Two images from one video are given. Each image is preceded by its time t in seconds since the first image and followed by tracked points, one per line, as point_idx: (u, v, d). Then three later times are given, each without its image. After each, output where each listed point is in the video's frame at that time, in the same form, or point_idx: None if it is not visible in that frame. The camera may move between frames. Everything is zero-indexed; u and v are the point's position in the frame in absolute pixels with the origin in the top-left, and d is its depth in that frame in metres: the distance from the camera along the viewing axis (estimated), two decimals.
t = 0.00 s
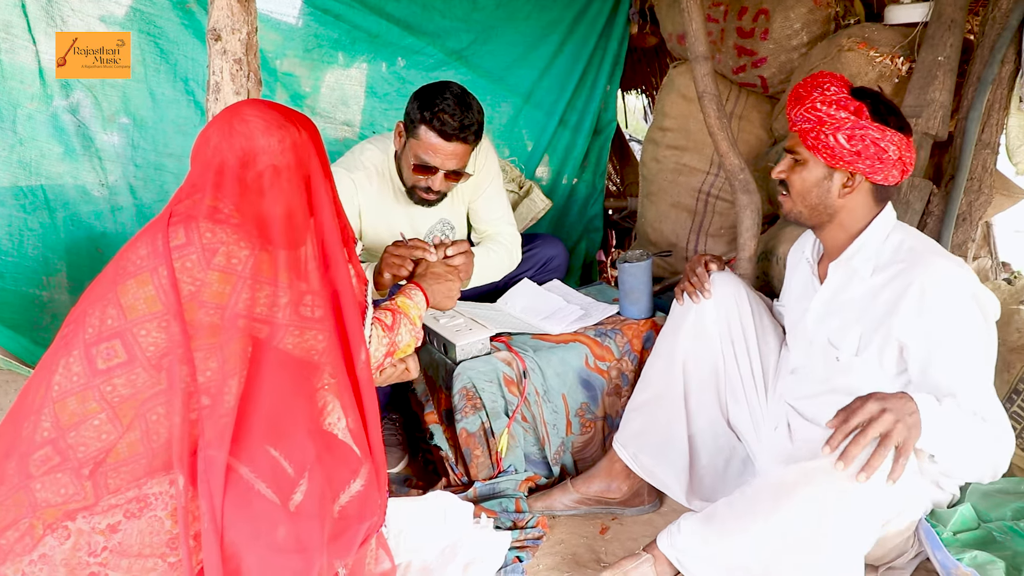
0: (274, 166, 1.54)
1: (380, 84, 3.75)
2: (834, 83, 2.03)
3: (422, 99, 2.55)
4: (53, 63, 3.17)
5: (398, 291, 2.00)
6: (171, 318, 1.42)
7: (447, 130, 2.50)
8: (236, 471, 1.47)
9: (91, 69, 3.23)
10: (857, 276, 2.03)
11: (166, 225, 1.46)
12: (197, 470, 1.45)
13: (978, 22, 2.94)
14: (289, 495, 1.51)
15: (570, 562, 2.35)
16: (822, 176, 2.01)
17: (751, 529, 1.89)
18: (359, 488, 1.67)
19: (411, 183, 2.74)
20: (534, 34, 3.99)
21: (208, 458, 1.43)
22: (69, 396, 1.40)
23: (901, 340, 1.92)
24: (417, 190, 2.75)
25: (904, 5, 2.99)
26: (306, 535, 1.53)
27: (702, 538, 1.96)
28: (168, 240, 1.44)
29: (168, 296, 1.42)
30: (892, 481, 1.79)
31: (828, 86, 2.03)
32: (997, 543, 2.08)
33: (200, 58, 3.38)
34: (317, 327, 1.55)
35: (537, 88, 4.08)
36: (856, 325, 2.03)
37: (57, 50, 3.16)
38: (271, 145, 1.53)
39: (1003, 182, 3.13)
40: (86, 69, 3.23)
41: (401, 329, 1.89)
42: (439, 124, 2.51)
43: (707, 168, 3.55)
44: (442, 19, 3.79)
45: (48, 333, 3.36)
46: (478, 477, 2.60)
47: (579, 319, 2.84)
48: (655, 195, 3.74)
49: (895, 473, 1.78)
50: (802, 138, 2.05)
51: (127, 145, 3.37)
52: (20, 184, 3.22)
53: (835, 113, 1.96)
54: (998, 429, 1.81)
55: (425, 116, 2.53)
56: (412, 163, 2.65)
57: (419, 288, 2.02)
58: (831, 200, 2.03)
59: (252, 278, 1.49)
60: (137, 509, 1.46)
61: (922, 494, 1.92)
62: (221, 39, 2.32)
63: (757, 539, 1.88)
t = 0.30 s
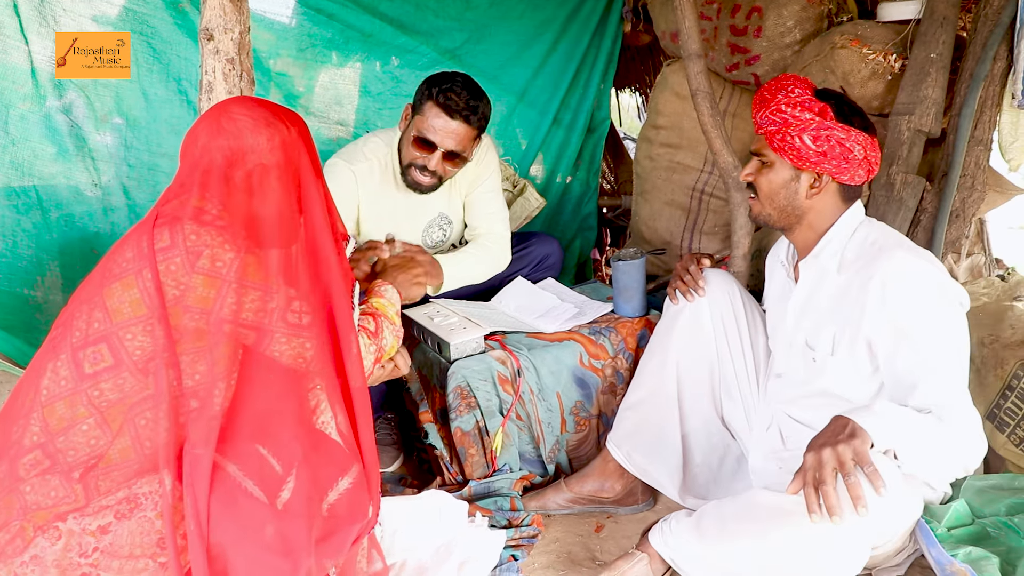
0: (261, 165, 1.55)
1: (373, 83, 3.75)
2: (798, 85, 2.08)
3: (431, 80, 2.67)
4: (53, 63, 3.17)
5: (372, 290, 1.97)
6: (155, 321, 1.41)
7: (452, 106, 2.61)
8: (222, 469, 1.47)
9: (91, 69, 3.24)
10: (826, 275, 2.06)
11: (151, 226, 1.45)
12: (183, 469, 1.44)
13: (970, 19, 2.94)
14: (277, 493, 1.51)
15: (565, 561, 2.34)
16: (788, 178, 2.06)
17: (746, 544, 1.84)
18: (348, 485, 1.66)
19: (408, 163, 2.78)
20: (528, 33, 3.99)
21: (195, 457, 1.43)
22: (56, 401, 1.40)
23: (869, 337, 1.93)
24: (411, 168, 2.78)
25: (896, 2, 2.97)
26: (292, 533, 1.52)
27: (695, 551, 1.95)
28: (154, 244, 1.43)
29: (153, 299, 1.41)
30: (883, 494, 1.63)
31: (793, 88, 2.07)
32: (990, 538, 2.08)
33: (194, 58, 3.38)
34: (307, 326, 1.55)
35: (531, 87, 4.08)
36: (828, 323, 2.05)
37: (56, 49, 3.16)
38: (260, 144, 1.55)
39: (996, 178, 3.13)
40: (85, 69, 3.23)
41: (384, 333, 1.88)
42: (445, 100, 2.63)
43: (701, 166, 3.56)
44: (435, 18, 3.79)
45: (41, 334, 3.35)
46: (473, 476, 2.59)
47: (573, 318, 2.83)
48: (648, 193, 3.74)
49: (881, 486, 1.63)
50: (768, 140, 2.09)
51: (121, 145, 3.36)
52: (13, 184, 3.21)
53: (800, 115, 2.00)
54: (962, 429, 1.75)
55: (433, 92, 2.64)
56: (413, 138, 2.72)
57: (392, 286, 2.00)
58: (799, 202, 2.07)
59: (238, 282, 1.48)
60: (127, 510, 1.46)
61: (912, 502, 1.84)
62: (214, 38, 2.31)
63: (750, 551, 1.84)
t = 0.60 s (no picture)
0: (258, 166, 1.54)
1: (370, 83, 3.74)
2: (787, 88, 2.06)
3: (424, 48, 2.88)
4: (53, 63, 3.17)
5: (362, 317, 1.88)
6: (150, 327, 1.40)
7: (450, 65, 2.81)
8: (216, 472, 1.45)
9: (91, 68, 3.23)
10: (823, 278, 2.06)
11: (145, 232, 1.45)
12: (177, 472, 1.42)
13: (967, 18, 2.93)
14: (268, 496, 1.50)
15: (562, 561, 2.34)
16: (785, 181, 2.05)
17: (749, 551, 1.83)
18: (339, 487, 1.63)
19: (406, 123, 2.95)
20: (525, 32, 3.99)
21: (189, 460, 1.40)
22: (48, 405, 1.39)
23: (866, 341, 1.94)
24: (412, 129, 2.94)
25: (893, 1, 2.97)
26: (283, 536, 1.52)
27: (697, 556, 1.94)
28: (148, 247, 1.43)
29: (147, 306, 1.40)
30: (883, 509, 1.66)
31: (782, 91, 2.06)
32: (987, 538, 2.08)
33: (190, 58, 3.37)
34: (305, 331, 1.55)
35: (528, 86, 4.08)
36: (825, 327, 2.05)
37: (56, 49, 3.16)
38: (257, 144, 1.54)
39: (992, 177, 3.11)
40: (85, 69, 3.22)
41: (380, 357, 1.81)
42: (442, 61, 2.83)
43: (697, 165, 3.56)
44: (432, 17, 3.78)
45: (36, 333, 3.33)
46: (469, 475, 2.59)
47: (569, 318, 2.83)
48: (645, 193, 3.74)
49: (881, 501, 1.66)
50: (761, 145, 2.07)
51: (117, 145, 3.36)
52: (9, 184, 3.21)
53: (793, 118, 1.99)
54: (960, 435, 1.75)
55: (429, 55, 2.84)
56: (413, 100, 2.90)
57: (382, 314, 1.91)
58: (796, 204, 2.06)
59: (235, 291, 1.47)
60: (120, 512, 1.44)
61: (913, 509, 1.80)
62: (210, 38, 2.31)
63: (751, 557, 1.83)
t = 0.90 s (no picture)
0: (248, 174, 1.46)
1: (368, 81, 3.73)
2: (804, 85, 2.05)
3: (408, 36, 2.95)
4: (52, 64, 3.17)
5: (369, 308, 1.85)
6: (156, 338, 1.37)
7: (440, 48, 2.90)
8: (225, 475, 1.44)
9: (91, 68, 3.24)
10: (839, 274, 2.05)
11: (149, 242, 1.39)
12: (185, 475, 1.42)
13: (965, 14, 2.93)
14: (275, 496, 1.49)
15: (562, 558, 2.34)
16: (809, 179, 2.02)
17: (751, 552, 1.82)
18: (344, 485, 1.57)
19: (404, 108, 3.01)
20: (523, 30, 3.99)
21: (199, 462, 1.40)
22: (50, 413, 1.36)
23: (879, 338, 1.93)
24: (411, 113, 3.01)
25: None
26: (290, 536, 1.50)
27: (697, 556, 1.94)
28: (151, 259, 1.38)
29: (151, 318, 1.36)
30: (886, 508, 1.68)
31: (800, 89, 2.04)
32: (988, 533, 2.08)
33: (187, 57, 3.36)
34: (310, 345, 1.48)
35: (526, 84, 4.08)
36: (839, 323, 2.04)
37: (56, 49, 3.16)
38: (247, 149, 1.45)
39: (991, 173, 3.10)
40: (85, 69, 3.23)
41: (389, 360, 1.76)
42: (433, 45, 2.91)
43: (695, 162, 3.56)
44: (430, 15, 3.78)
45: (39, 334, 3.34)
46: (469, 473, 2.59)
47: (568, 315, 2.84)
48: (643, 190, 3.73)
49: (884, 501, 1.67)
50: (782, 144, 2.04)
51: (114, 145, 3.35)
52: (8, 185, 3.20)
53: (815, 115, 1.97)
54: (968, 439, 1.74)
55: (417, 41, 2.92)
56: (409, 85, 2.97)
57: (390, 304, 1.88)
58: (819, 201, 2.05)
59: (240, 304, 1.42)
60: (123, 515, 1.43)
61: (914, 508, 1.79)
62: (207, 37, 2.31)
63: (750, 558, 1.82)
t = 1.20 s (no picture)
0: (256, 181, 1.44)
1: (371, 80, 3.73)
2: (863, 75, 2.03)
3: (404, 33, 2.99)
4: (52, 63, 3.17)
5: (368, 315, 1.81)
6: (156, 351, 1.34)
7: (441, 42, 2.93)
8: (226, 480, 1.42)
9: (91, 69, 3.23)
10: (861, 267, 2.04)
11: (153, 251, 1.38)
12: (185, 479, 1.40)
13: (968, 14, 2.93)
14: (272, 498, 1.46)
15: (564, 558, 2.34)
16: (849, 169, 2.00)
17: (755, 552, 1.81)
18: (341, 485, 1.53)
19: (410, 105, 3.02)
20: (526, 29, 3.99)
21: (200, 464, 1.38)
22: (50, 418, 1.33)
23: (895, 335, 1.91)
24: (417, 108, 3.03)
25: None
26: (288, 539, 1.48)
27: (698, 556, 1.94)
28: (153, 269, 1.35)
29: (151, 330, 1.34)
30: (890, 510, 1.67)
31: (860, 78, 2.02)
32: (991, 534, 2.07)
33: (190, 56, 3.36)
34: (309, 363, 1.46)
35: (529, 82, 4.07)
36: (856, 318, 2.03)
37: (56, 49, 3.16)
38: (254, 158, 1.43)
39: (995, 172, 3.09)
40: (86, 69, 3.23)
41: (389, 377, 1.70)
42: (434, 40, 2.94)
43: (698, 162, 3.55)
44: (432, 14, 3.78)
45: (42, 333, 3.35)
46: (471, 473, 2.60)
47: (570, 315, 2.83)
48: (646, 190, 3.73)
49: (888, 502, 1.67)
50: (829, 130, 2.02)
51: (117, 144, 3.35)
52: (11, 184, 3.22)
53: (871, 106, 1.94)
54: (976, 445, 1.74)
55: (417, 37, 2.95)
56: (414, 81, 2.98)
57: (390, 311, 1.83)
58: (856, 193, 2.02)
59: (240, 322, 1.39)
60: (121, 517, 1.39)
61: (918, 510, 1.79)
62: (210, 36, 2.31)
63: (749, 559, 1.83)
